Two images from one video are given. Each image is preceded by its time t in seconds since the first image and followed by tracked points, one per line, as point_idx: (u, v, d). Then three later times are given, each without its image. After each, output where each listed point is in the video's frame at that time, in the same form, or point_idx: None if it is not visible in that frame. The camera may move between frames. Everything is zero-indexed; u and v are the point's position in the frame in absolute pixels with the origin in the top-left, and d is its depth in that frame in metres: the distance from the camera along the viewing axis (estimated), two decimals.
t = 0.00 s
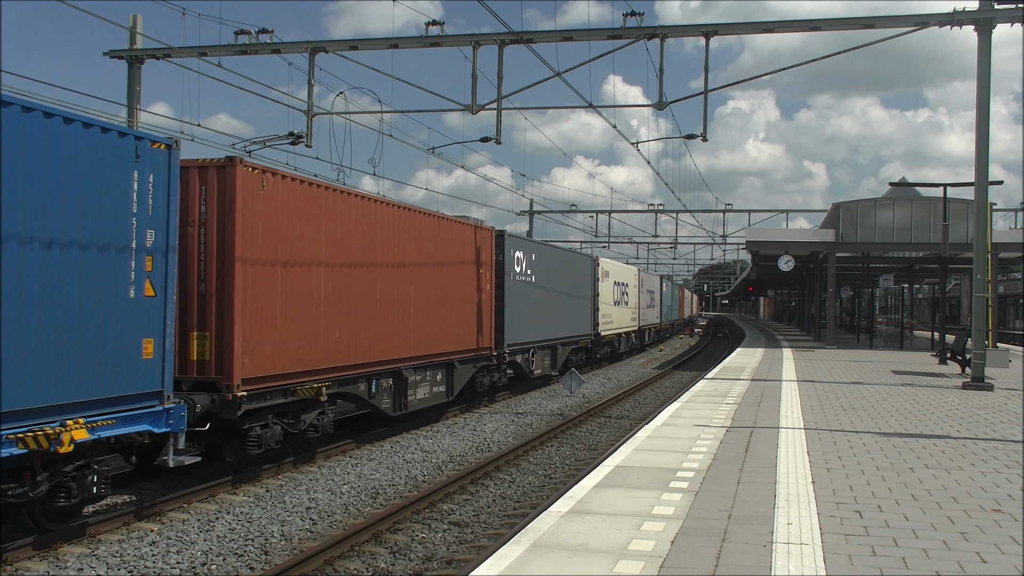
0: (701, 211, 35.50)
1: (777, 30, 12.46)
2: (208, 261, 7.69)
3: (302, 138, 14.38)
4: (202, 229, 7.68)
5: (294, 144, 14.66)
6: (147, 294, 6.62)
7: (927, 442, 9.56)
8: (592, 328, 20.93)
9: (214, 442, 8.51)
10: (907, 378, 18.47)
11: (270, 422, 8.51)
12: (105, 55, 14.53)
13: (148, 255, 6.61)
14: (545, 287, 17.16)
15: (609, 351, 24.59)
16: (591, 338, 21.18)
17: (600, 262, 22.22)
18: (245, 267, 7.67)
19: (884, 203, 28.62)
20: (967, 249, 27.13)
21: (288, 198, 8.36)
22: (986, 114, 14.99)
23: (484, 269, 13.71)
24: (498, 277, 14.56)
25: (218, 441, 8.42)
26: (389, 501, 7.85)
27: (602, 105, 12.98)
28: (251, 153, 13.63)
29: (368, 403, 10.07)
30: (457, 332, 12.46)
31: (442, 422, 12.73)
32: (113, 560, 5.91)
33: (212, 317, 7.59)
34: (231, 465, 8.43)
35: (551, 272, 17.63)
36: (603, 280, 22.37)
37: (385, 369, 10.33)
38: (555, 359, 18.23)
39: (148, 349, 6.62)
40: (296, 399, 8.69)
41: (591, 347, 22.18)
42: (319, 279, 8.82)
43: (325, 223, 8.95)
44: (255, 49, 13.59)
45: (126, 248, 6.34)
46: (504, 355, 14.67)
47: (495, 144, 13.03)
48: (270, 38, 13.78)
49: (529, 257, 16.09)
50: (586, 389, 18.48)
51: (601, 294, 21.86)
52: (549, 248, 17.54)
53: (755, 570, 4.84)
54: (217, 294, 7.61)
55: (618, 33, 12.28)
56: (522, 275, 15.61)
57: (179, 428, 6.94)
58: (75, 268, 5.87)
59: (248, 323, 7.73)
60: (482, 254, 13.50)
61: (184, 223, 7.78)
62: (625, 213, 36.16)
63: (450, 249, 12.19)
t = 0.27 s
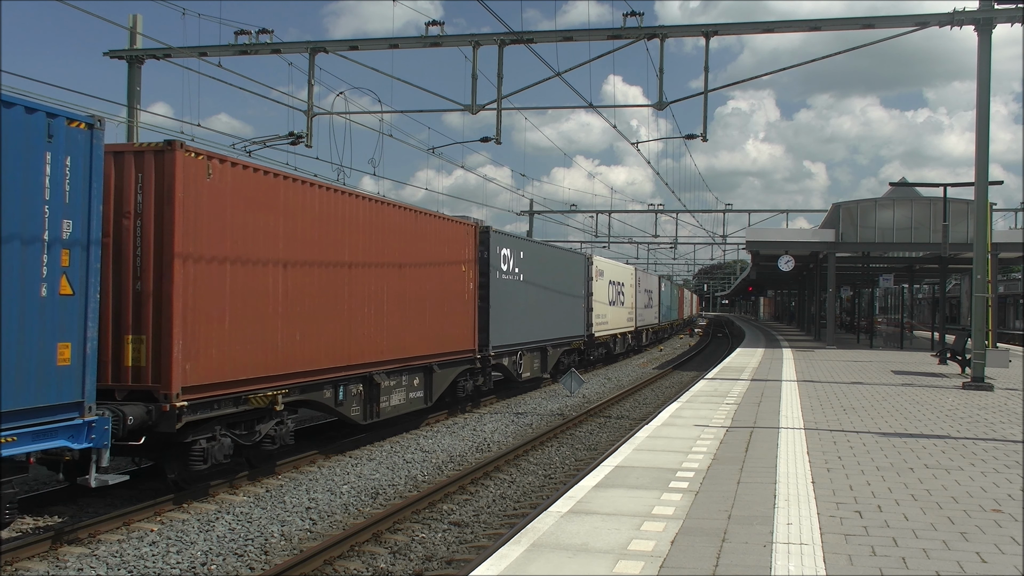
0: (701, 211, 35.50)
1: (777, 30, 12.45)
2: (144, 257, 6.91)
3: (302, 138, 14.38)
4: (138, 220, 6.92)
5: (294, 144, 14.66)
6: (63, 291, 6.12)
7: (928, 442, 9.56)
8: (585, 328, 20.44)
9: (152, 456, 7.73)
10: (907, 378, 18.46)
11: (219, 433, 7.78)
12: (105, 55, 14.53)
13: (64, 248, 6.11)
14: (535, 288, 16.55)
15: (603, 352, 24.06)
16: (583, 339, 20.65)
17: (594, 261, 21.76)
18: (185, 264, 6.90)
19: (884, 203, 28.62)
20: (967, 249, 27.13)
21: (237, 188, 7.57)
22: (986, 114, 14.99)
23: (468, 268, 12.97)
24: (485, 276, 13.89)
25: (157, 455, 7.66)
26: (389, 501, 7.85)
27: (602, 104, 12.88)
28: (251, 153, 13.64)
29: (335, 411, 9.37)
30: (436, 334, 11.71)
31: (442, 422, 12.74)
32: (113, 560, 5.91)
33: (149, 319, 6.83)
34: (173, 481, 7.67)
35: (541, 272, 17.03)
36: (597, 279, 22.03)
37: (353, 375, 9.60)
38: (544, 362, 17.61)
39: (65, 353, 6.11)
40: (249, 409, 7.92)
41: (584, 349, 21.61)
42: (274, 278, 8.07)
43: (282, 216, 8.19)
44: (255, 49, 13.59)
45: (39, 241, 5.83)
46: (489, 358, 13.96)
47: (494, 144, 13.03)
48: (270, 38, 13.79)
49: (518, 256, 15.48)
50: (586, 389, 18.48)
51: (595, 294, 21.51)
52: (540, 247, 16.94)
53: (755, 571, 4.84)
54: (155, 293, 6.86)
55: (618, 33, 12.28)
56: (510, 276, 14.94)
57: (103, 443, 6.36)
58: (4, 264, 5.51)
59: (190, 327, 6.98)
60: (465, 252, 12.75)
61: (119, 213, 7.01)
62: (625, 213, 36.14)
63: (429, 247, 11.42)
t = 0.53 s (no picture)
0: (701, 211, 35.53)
1: (777, 30, 12.46)
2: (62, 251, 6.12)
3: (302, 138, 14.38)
4: (55, 209, 6.12)
5: (294, 144, 14.65)
6: None
7: (928, 442, 9.56)
8: (577, 329, 19.81)
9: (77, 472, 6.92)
10: (907, 378, 18.46)
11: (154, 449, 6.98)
12: (105, 55, 14.53)
13: None
14: (524, 287, 15.86)
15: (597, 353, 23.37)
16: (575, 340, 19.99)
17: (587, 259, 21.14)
18: (112, 259, 6.13)
19: (884, 203, 28.62)
20: (967, 249, 27.13)
21: (173, 173, 6.79)
22: (986, 114, 15.00)
23: (449, 265, 12.19)
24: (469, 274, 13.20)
25: (82, 472, 6.85)
26: (389, 501, 7.85)
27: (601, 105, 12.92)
28: (251, 153, 13.63)
29: (294, 420, 8.61)
30: (411, 336, 10.94)
31: (442, 422, 12.73)
32: (113, 560, 5.90)
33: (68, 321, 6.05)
34: (102, 502, 6.89)
35: (530, 271, 16.35)
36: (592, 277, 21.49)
37: (316, 381, 8.86)
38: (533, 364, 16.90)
39: None
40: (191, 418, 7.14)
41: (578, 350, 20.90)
42: (220, 274, 7.29)
43: (231, 207, 7.43)
44: (255, 49, 13.59)
45: None
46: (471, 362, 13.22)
47: (494, 144, 13.04)
48: (270, 38, 13.79)
49: (506, 254, 14.80)
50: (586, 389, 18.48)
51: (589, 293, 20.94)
52: (529, 244, 16.24)
53: (755, 571, 4.84)
54: (75, 291, 6.07)
55: (618, 33, 12.29)
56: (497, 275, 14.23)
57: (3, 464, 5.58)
58: None
59: (116, 328, 6.19)
60: (445, 248, 11.99)
61: (36, 202, 6.21)
62: (625, 213, 36.17)
63: (403, 242, 10.65)
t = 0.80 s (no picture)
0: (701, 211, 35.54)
1: (777, 30, 12.46)
2: None
3: (302, 138, 14.38)
4: None
5: (294, 144, 14.65)
6: None
7: (928, 442, 9.56)
8: (569, 329, 19.00)
9: None
10: (907, 378, 18.46)
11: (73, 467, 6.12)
12: (105, 55, 14.52)
13: None
14: (511, 286, 15.03)
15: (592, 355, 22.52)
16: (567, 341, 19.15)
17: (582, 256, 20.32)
18: (18, 252, 5.32)
19: (884, 203, 28.62)
20: (967, 249, 27.13)
21: (109, 156, 6.08)
22: (986, 114, 15.00)
23: (428, 263, 11.37)
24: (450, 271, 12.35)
25: None
26: (389, 501, 7.85)
27: (602, 105, 13.08)
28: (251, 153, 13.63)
29: (247, 430, 7.81)
30: (382, 339, 10.12)
31: (442, 422, 12.72)
32: (113, 560, 5.90)
33: None
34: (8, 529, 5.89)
35: (519, 267, 15.54)
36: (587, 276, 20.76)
37: (271, 387, 8.07)
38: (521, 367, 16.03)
39: None
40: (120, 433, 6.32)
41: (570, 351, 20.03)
42: (152, 269, 6.45)
43: (165, 195, 6.61)
44: (255, 49, 13.59)
45: None
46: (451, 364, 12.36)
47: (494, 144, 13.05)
48: (270, 38, 13.79)
49: (491, 251, 13.97)
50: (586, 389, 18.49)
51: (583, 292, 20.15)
52: (518, 240, 15.44)
53: (755, 571, 4.84)
54: None
55: (618, 33, 12.30)
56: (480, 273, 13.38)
57: None
58: None
59: (25, 332, 5.38)
60: (423, 245, 11.17)
61: None
62: (625, 213, 36.22)
63: (373, 238, 9.85)
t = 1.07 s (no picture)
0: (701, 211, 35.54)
1: (777, 30, 12.46)
2: None
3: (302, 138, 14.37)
4: None
5: (294, 144, 14.65)
6: None
7: (928, 442, 9.56)
8: (558, 330, 18.19)
9: None
10: (907, 378, 18.45)
11: None
12: (105, 55, 14.52)
13: None
14: (496, 284, 14.22)
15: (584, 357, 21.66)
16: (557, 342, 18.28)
17: (575, 254, 19.53)
18: None
19: (884, 203, 28.62)
20: (967, 250, 27.13)
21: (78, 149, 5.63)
22: (986, 114, 15.00)
23: (404, 260, 10.52)
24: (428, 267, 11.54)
25: None
26: (389, 501, 7.85)
27: (602, 106, 13.01)
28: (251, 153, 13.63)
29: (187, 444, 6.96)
30: (351, 343, 9.25)
31: (442, 422, 12.72)
32: (113, 560, 5.90)
33: None
34: None
35: (506, 265, 14.75)
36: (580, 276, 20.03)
37: (218, 397, 7.21)
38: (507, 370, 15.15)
39: None
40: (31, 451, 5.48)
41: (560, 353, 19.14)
42: (72, 265, 5.55)
43: (89, 180, 5.71)
44: (255, 49, 13.59)
45: None
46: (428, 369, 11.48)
47: (494, 144, 13.06)
48: (270, 38, 13.79)
49: (475, 247, 13.16)
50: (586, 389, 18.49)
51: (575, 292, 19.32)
52: (505, 237, 14.65)
53: (755, 571, 4.84)
54: None
55: (618, 33, 12.29)
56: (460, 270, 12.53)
57: None
58: None
59: None
60: (398, 240, 10.32)
61: None
62: (625, 213, 36.22)
63: (342, 232, 9.01)
